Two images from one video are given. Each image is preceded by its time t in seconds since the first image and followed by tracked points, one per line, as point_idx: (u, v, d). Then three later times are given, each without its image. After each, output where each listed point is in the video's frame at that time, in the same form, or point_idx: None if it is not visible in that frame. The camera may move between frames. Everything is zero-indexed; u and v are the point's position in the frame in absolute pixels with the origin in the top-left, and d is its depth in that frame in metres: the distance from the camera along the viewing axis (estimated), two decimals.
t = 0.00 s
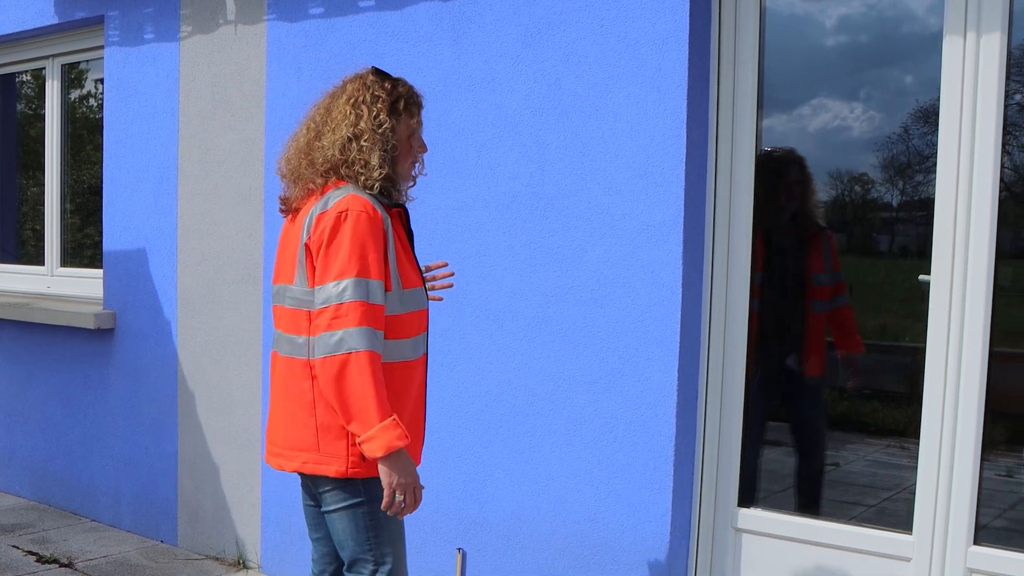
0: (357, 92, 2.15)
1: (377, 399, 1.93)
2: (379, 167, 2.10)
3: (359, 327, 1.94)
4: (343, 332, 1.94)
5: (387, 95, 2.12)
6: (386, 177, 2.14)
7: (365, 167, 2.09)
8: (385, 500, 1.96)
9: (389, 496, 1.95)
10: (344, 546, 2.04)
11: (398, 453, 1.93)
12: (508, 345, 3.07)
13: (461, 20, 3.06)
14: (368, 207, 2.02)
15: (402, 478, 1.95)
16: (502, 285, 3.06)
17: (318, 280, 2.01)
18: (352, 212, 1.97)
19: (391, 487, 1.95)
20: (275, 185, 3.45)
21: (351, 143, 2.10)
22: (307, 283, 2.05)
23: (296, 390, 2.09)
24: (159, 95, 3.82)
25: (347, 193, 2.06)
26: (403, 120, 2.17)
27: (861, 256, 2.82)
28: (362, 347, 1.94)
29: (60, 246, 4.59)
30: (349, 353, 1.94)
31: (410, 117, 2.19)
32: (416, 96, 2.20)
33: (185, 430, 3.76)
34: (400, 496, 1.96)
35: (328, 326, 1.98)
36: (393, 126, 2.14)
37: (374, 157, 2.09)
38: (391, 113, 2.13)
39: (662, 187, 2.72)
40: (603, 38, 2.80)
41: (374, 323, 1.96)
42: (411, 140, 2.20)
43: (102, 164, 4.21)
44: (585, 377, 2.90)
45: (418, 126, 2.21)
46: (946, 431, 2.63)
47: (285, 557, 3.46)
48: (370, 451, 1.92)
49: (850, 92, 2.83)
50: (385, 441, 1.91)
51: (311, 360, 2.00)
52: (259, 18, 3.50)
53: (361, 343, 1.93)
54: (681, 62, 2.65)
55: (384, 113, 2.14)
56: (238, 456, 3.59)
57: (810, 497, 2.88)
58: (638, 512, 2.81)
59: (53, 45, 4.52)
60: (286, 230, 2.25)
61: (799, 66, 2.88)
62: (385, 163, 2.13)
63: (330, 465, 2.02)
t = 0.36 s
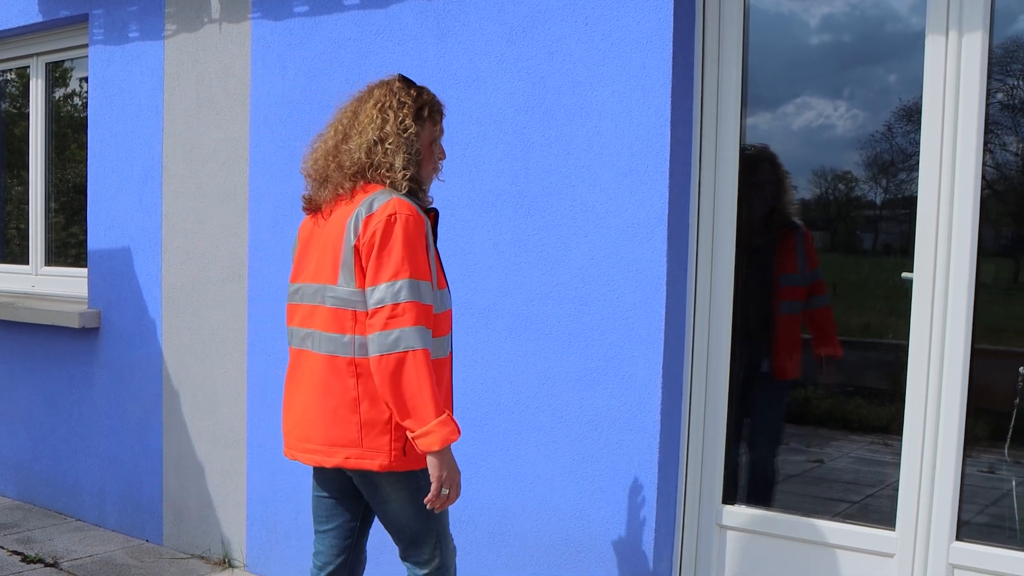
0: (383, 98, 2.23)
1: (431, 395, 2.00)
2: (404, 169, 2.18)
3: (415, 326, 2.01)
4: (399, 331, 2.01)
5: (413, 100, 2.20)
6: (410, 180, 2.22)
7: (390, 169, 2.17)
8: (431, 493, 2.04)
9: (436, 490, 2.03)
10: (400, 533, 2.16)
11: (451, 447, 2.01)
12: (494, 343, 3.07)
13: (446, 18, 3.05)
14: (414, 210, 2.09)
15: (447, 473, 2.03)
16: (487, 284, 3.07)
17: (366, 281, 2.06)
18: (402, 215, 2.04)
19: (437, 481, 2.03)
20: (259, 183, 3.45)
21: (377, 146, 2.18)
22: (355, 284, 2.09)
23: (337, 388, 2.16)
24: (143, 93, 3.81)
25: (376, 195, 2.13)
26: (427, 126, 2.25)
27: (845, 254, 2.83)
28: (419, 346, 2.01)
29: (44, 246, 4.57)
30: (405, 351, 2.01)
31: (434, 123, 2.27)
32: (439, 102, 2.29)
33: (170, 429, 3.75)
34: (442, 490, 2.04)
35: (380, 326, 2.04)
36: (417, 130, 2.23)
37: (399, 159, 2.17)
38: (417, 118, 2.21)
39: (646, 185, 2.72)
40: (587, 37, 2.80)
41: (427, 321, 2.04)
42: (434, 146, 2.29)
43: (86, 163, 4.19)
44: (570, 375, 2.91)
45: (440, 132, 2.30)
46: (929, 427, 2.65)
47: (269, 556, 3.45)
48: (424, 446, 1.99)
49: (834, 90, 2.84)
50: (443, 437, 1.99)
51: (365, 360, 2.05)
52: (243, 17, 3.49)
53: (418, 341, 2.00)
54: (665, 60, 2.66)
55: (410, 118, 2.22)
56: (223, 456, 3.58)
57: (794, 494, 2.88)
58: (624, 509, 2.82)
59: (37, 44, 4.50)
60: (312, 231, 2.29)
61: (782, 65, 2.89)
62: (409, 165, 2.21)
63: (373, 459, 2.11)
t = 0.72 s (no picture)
0: (443, 105, 2.24)
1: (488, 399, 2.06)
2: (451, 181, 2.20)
3: (469, 333, 2.05)
4: (455, 338, 2.05)
5: (471, 113, 2.21)
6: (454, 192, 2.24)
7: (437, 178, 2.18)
8: (486, 491, 2.11)
9: (491, 488, 2.10)
10: (422, 525, 2.21)
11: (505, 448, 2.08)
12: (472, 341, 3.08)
13: (423, 15, 3.03)
14: (464, 218, 2.11)
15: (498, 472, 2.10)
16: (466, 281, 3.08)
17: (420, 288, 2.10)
18: (454, 224, 2.07)
19: (490, 480, 2.10)
20: (237, 181, 3.44)
21: (429, 154, 2.19)
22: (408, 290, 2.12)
23: (390, 389, 2.19)
24: (120, 91, 3.79)
25: (423, 204, 2.15)
26: (481, 139, 2.26)
27: (822, 251, 2.84)
28: (474, 351, 2.06)
29: (22, 244, 4.55)
30: (461, 356, 2.06)
31: (487, 137, 2.28)
32: (495, 116, 2.29)
33: (149, 428, 3.74)
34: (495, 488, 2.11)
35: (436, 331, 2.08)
36: (471, 143, 2.23)
37: (447, 171, 2.19)
38: (473, 133, 2.22)
39: (623, 182, 2.73)
40: (564, 34, 2.80)
41: (480, 327, 2.09)
42: (484, 159, 2.30)
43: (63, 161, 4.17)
44: (548, 371, 2.95)
45: (493, 145, 2.30)
46: (905, 422, 2.66)
47: (249, 554, 3.46)
48: (481, 447, 2.05)
49: (811, 88, 2.85)
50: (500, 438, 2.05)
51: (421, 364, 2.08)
52: (220, 14, 3.48)
53: (474, 348, 2.05)
54: (642, 58, 2.66)
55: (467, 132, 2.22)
56: (203, 454, 3.58)
57: (771, 490, 2.90)
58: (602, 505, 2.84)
59: (14, 41, 4.48)
60: (359, 231, 2.31)
61: (759, 63, 2.89)
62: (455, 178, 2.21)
63: (426, 458, 2.16)
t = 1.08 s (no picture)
0: (494, 113, 2.28)
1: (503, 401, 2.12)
2: (495, 189, 2.24)
3: (484, 338, 2.11)
4: (469, 342, 2.11)
5: (520, 124, 2.24)
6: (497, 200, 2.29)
7: (482, 186, 2.23)
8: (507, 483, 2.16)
9: (510, 481, 2.15)
10: (418, 510, 2.29)
11: (518, 449, 2.13)
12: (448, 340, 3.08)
13: (398, 14, 3.02)
14: (486, 225, 2.16)
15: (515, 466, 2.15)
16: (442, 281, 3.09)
17: (440, 291, 2.16)
18: (475, 231, 2.12)
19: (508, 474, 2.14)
20: (213, 180, 3.44)
21: (477, 161, 2.24)
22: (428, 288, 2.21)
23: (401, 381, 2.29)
24: (95, 89, 3.78)
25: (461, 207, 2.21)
26: (530, 149, 2.30)
27: (796, 249, 2.87)
28: (487, 356, 2.11)
29: None
30: (474, 361, 2.11)
31: (537, 147, 2.32)
32: (547, 127, 2.33)
33: (124, 427, 3.73)
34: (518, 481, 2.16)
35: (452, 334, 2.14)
36: (519, 153, 2.27)
37: (492, 179, 2.24)
38: (520, 142, 2.25)
39: (598, 179, 2.78)
40: (538, 33, 2.81)
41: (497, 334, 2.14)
42: (533, 168, 2.33)
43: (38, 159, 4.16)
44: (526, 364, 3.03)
45: (542, 155, 2.34)
46: (878, 419, 2.68)
47: (225, 553, 3.45)
48: (494, 448, 2.11)
49: (784, 87, 2.87)
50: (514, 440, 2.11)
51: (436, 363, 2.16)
52: (195, 12, 3.47)
53: (486, 354, 2.10)
54: (616, 57, 2.67)
55: (513, 140, 2.26)
56: (178, 453, 3.57)
57: (746, 487, 2.92)
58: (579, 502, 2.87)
59: None
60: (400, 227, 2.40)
61: (733, 62, 2.91)
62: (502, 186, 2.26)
63: (426, 451, 2.24)
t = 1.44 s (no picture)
0: (517, 119, 2.39)
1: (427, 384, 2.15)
2: (510, 191, 2.33)
3: (429, 318, 2.15)
4: (415, 319, 2.17)
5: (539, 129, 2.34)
6: (513, 202, 2.37)
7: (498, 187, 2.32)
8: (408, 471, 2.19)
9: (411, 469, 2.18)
10: (397, 499, 2.31)
11: (428, 434, 2.16)
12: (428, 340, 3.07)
13: (378, 14, 3.02)
14: (469, 216, 2.26)
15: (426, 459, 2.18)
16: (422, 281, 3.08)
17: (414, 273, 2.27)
18: (453, 218, 2.22)
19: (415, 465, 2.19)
20: (192, 180, 3.43)
21: (495, 162, 2.35)
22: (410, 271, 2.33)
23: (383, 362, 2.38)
24: (74, 89, 3.77)
25: (472, 204, 2.32)
26: (550, 155, 2.39)
27: (774, 249, 2.88)
28: (426, 337, 2.15)
29: None
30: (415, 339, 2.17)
31: (558, 153, 2.40)
32: (567, 134, 2.40)
33: (104, 428, 3.72)
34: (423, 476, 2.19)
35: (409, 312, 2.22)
36: (539, 158, 2.36)
37: (508, 180, 2.33)
38: (538, 146, 2.35)
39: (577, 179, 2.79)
40: (518, 33, 2.80)
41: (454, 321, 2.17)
42: (554, 175, 2.41)
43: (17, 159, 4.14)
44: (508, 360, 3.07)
45: (565, 162, 2.41)
46: (855, 418, 2.69)
47: (205, 553, 3.45)
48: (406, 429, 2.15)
49: (763, 87, 2.88)
50: (422, 422, 2.13)
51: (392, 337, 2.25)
52: (174, 12, 3.46)
53: (431, 335, 2.14)
54: (595, 57, 2.67)
55: (532, 145, 2.35)
56: (158, 453, 3.56)
57: (726, 485, 2.93)
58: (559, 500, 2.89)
59: None
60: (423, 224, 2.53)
61: (712, 62, 2.91)
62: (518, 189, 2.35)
63: (380, 428, 2.30)
